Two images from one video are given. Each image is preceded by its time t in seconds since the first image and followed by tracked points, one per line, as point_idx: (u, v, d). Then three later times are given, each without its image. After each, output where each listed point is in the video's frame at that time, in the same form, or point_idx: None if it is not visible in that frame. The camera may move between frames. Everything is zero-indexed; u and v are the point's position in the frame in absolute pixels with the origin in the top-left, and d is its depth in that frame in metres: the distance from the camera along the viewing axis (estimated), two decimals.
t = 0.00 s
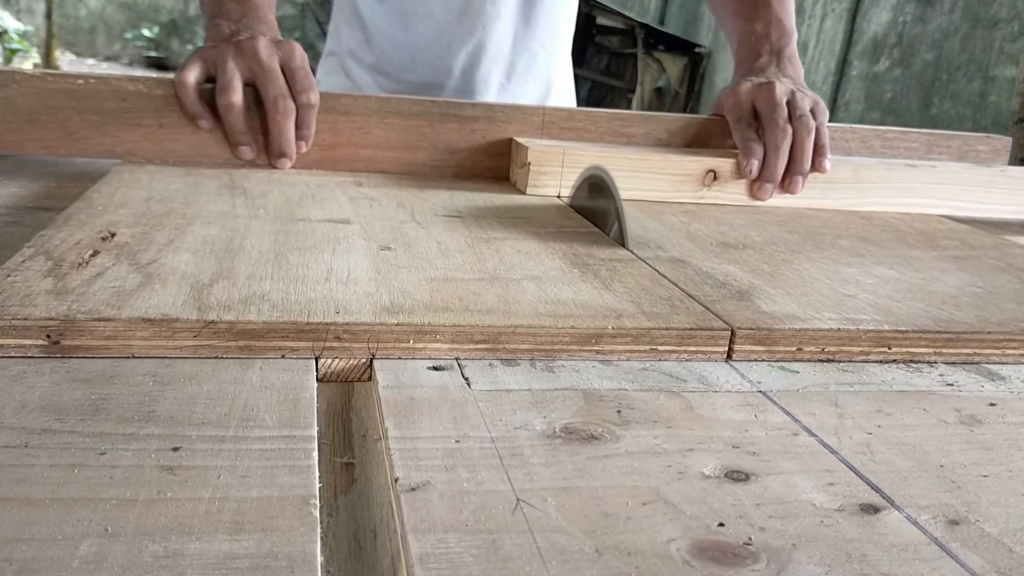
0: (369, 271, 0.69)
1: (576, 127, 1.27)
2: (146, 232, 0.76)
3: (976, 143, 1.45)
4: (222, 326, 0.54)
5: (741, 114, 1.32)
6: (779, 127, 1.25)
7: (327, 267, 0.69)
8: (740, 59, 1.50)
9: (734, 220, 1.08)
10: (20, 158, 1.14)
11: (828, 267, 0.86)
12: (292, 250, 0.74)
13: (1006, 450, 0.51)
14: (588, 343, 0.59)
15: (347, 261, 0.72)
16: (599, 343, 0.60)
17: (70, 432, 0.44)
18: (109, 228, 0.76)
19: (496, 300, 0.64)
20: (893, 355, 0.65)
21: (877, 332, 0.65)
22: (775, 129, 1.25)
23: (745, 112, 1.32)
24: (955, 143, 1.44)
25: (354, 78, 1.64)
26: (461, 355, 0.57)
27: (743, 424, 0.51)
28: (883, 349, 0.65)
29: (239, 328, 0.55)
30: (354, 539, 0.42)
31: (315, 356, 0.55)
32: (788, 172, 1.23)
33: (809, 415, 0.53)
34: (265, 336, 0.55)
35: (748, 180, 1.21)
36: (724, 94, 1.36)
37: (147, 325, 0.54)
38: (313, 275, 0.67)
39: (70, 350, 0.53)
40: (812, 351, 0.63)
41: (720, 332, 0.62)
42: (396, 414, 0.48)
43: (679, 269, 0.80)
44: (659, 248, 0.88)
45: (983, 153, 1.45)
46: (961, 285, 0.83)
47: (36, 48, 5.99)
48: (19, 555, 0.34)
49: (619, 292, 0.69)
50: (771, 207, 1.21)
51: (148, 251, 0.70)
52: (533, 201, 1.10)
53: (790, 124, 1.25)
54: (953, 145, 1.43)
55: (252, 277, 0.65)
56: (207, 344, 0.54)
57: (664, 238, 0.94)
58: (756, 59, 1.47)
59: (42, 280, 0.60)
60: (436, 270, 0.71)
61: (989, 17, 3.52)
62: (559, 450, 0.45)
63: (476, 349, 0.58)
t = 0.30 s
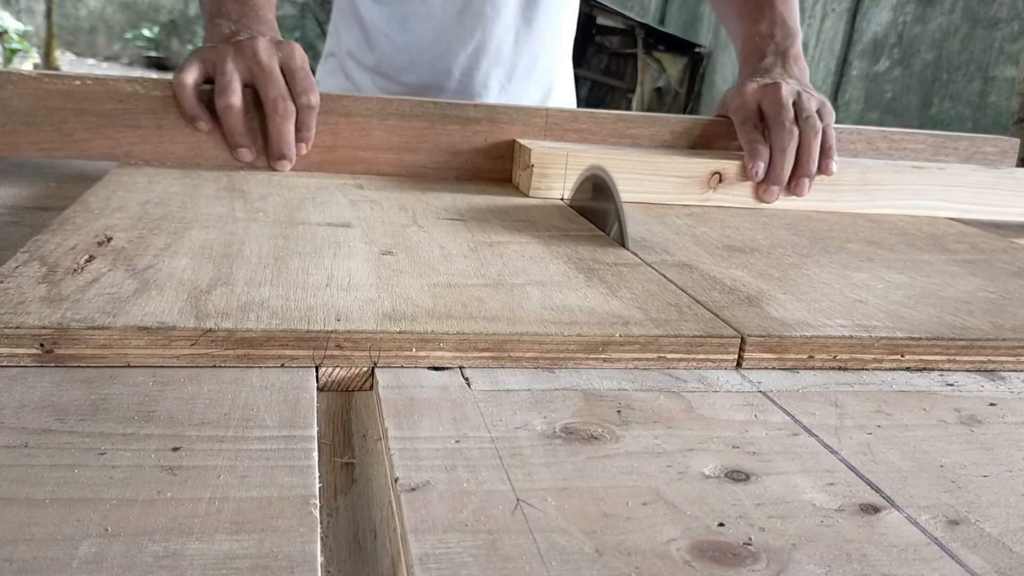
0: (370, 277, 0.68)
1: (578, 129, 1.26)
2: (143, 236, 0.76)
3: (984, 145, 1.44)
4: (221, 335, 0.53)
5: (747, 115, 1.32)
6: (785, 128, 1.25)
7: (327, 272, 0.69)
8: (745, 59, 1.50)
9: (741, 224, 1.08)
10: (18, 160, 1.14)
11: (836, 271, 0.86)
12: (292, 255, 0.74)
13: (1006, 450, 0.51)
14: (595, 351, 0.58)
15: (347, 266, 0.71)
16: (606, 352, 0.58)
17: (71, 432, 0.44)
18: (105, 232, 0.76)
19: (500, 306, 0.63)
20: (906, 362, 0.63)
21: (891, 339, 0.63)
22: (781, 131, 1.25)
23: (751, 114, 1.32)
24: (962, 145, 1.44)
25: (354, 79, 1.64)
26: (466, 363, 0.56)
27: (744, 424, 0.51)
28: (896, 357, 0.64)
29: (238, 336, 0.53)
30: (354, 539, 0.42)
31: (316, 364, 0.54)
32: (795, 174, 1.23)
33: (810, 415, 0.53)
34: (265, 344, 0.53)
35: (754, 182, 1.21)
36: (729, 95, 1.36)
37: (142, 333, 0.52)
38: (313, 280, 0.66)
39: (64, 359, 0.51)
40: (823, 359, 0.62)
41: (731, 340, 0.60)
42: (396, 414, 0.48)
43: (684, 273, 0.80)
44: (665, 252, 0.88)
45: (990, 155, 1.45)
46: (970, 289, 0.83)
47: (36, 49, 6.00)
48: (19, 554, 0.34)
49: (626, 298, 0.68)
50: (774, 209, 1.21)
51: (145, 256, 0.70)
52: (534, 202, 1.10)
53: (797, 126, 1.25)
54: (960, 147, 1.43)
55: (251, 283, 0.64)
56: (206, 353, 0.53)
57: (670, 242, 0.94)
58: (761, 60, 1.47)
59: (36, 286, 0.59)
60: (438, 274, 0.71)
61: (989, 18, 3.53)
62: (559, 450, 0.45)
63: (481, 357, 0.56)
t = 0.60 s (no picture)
0: (370, 281, 0.68)
1: (580, 130, 1.26)
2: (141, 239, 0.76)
3: (989, 146, 1.44)
4: (220, 342, 0.52)
5: (750, 116, 1.32)
6: (789, 130, 1.25)
7: (327, 276, 0.69)
8: (748, 60, 1.50)
9: (745, 226, 1.08)
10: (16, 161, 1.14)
11: (842, 273, 0.86)
12: (292, 258, 0.74)
13: (1006, 450, 0.51)
14: (599, 356, 0.57)
15: (348, 270, 0.72)
16: (611, 357, 0.57)
17: (71, 431, 0.44)
18: (102, 235, 0.76)
19: (503, 310, 0.63)
20: (915, 366, 0.63)
21: (899, 344, 0.63)
22: (785, 133, 1.25)
23: (755, 114, 1.32)
24: (967, 145, 1.43)
25: (354, 80, 1.64)
26: (469, 369, 0.55)
27: (744, 424, 0.51)
28: (904, 362, 0.63)
29: (236, 343, 0.52)
30: (354, 540, 0.42)
31: (316, 370, 0.53)
32: (799, 176, 1.23)
33: (810, 415, 0.53)
34: (265, 349, 0.53)
35: (758, 184, 1.21)
36: (732, 95, 1.36)
37: (139, 339, 0.52)
38: (313, 284, 0.66)
39: (60, 365, 0.51)
40: (830, 363, 0.61)
41: (737, 345, 0.60)
42: (396, 415, 0.48)
43: (687, 275, 0.80)
44: (669, 254, 0.88)
45: (995, 156, 1.45)
46: (977, 292, 0.82)
47: (36, 49, 5.99)
48: (19, 555, 0.34)
49: (630, 301, 0.68)
50: (777, 211, 1.21)
51: (143, 259, 0.70)
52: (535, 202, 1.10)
53: (800, 127, 1.26)
54: (966, 148, 1.43)
55: (250, 287, 0.64)
56: (204, 358, 0.52)
57: (674, 244, 0.93)
58: (765, 60, 1.47)
59: (32, 291, 0.59)
60: (439, 278, 0.71)
61: (988, 17, 3.54)
62: (559, 450, 0.45)
63: (483, 362, 0.55)
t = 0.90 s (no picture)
0: (371, 285, 0.68)
1: (583, 132, 1.26)
2: (139, 242, 0.76)
3: (995, 147, 1.44)
4: (217, 350, 0.51)
5: (754, 117, 1.32)
6: (794, 131, 1.25)
7: (328, 280, 0.69)
8: (752, 60, 1.50)
9: (750, 228, 1.08)
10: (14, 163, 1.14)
11: (850, 277, 0.86)
12: (291, 261, 0.74)
13: (1006, 450, 0.51)
14: (605, 362, 0.57)
15: (348, 274, 0.72)
16: (617, 363, 0.57)
17: (71, 432, 0.44)
18: (100, 238, 0.76)
19: (506, 315, 0.62)
20: (926, 373, 0.62)
21: (911, 350, 0.62)
22: (790, 133, 1.25)
23: (759, 116, 1.32)
24: (974, 146, 1.43)
25: (354, 80, 1.64)
26: (472, 376, 0.54)
27: (744, 424, 0.51)
28: (916, 368, 0.63)
29: (235, 350, 0.52)
30: (354, 539, 0.42)
31: (316, 377, 0.53)
32: (804, 177, 1.23)
33: (810, 415, 0.53)
34: (263, 357, 0.52)
35: (763, 186, 1.21)
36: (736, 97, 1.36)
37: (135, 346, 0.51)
38: (313, 289, 0.66)
39: (54, 373, 0.50)
40: (839, 369, 0.61)
41: (745, 351, 0.59)
42: (396, 415, 0.48)
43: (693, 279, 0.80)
44: (675, 257, 0.88)
45: (1001, 157, 1.45)
46: (988, 297, 0.82)
47: (36, 49, 5.99)
48: (19, 555, 0.34)
49: (635, 306, 0.68)
50: (781, 213, 1.21)
51: (140, 263, 0.70)
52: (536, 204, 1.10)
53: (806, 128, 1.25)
54: (972, 149, 1.42)
55: (249, 292, 0.64)
56: (201, 366, 0.51)
57: (679, 247, 0.93)
58: (769, 61, 1.47)
59: (28, 296, 0.59)
60: (441, 282, 0.71)
61: (988, 17, 3.61)
62: (559, 450, 0.45)
63: (485, 369, 0.55)
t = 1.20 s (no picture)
0: (372, 290, 0.68)
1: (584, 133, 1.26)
2: (139, 245, 0.76)
3: (1000, 148, 1.44)
4: (215, 355, 0.51)
5: (758, 119, 1.32)
6: (798, 132, 1.25)
7: (328, 284, 0.69)
8: (755, 61, 1.50)
9: (754, 230, 1.08)
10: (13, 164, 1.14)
11: (856, 280, 0.86)
12: (291, 265, 0.74)
13: (1007, 450, 0.51)
14: (610, 366, 0.56)
15: (348, 277, 0.72)
16: (622, 368, 0.56)
17: (71, 432, 0.44)
18: (98, 241, 0.76)
19: (509, 320, 0.62)
20: (934, 378, 0.62)
21: (918, 354, 0.62)
22: (794, 135, 1.25)
23: (763, 117, 1.32)
24: (978, 148, 1.43)
25: (355, 81, 1.64)
26: (475, 384, 0.54)
27: (744, 424, 0.51)
28: (924, 373, 0.62)
29: (235, 355, 0.51)
30: (354, 539, 0.42)
31: (316, 384, 0.52)
32: (807, 180, 1.23)
33: (810, 415, 0.53)
34: (263, 362, 0.52)
35: (766, 189, 1.21)
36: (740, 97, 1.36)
37: (132, 351, 0.50)
38: (313, 293, 0.66)
39: (52, 378, 0.50)
40: (847, 375, 0.61)
41: (751, 355, 0.59)
42: (396, 415, 0.48)
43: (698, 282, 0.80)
44: (679, 260, 0.88)
45: (1006, 158, 1.45)
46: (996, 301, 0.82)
47: (36, 49, 5.98)
48: (19, 555, 0.34)
49: (640, 310, 0.68)
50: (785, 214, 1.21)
51: (138, 267, 0.70)
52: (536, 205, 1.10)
53: (809, 130, 1.25)
54: (977, 150, 1.42)
55: (248, 296, 0.64)
56: (199, 372, 0.51)
57: (683, 250, 0.93)
58: (773, 61, 1.47)
59: (24, 301, 0.59)
60: (443, 286, 0.71)
61: (988, 17, 3.56)
62: (560, 450, 0.45)
63: (489, 376, 0.54)
